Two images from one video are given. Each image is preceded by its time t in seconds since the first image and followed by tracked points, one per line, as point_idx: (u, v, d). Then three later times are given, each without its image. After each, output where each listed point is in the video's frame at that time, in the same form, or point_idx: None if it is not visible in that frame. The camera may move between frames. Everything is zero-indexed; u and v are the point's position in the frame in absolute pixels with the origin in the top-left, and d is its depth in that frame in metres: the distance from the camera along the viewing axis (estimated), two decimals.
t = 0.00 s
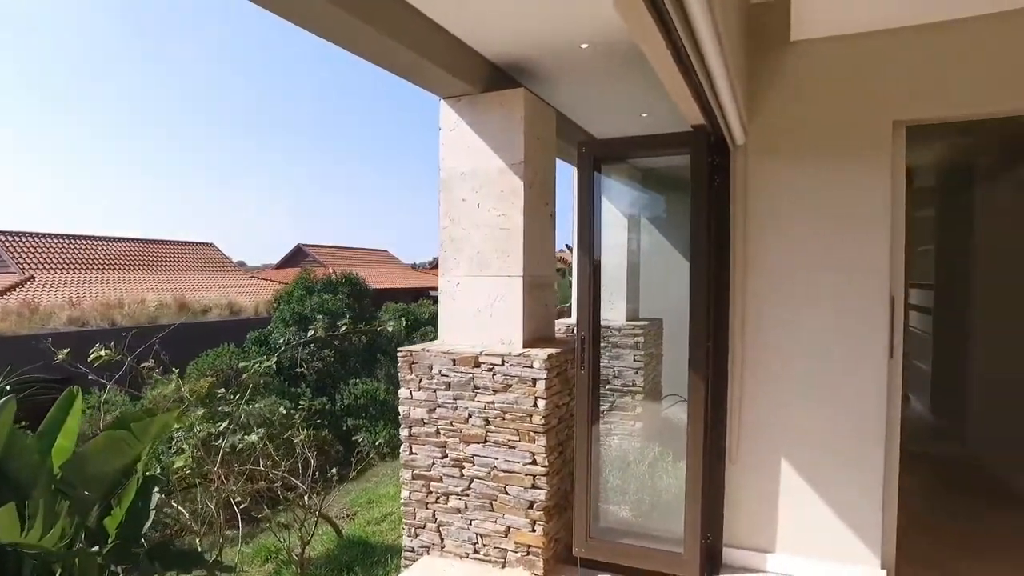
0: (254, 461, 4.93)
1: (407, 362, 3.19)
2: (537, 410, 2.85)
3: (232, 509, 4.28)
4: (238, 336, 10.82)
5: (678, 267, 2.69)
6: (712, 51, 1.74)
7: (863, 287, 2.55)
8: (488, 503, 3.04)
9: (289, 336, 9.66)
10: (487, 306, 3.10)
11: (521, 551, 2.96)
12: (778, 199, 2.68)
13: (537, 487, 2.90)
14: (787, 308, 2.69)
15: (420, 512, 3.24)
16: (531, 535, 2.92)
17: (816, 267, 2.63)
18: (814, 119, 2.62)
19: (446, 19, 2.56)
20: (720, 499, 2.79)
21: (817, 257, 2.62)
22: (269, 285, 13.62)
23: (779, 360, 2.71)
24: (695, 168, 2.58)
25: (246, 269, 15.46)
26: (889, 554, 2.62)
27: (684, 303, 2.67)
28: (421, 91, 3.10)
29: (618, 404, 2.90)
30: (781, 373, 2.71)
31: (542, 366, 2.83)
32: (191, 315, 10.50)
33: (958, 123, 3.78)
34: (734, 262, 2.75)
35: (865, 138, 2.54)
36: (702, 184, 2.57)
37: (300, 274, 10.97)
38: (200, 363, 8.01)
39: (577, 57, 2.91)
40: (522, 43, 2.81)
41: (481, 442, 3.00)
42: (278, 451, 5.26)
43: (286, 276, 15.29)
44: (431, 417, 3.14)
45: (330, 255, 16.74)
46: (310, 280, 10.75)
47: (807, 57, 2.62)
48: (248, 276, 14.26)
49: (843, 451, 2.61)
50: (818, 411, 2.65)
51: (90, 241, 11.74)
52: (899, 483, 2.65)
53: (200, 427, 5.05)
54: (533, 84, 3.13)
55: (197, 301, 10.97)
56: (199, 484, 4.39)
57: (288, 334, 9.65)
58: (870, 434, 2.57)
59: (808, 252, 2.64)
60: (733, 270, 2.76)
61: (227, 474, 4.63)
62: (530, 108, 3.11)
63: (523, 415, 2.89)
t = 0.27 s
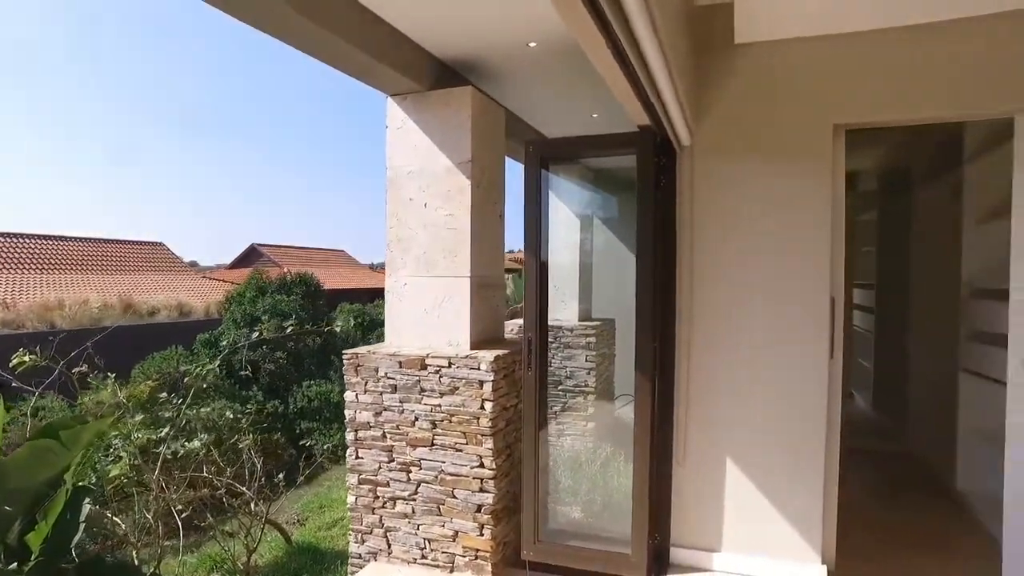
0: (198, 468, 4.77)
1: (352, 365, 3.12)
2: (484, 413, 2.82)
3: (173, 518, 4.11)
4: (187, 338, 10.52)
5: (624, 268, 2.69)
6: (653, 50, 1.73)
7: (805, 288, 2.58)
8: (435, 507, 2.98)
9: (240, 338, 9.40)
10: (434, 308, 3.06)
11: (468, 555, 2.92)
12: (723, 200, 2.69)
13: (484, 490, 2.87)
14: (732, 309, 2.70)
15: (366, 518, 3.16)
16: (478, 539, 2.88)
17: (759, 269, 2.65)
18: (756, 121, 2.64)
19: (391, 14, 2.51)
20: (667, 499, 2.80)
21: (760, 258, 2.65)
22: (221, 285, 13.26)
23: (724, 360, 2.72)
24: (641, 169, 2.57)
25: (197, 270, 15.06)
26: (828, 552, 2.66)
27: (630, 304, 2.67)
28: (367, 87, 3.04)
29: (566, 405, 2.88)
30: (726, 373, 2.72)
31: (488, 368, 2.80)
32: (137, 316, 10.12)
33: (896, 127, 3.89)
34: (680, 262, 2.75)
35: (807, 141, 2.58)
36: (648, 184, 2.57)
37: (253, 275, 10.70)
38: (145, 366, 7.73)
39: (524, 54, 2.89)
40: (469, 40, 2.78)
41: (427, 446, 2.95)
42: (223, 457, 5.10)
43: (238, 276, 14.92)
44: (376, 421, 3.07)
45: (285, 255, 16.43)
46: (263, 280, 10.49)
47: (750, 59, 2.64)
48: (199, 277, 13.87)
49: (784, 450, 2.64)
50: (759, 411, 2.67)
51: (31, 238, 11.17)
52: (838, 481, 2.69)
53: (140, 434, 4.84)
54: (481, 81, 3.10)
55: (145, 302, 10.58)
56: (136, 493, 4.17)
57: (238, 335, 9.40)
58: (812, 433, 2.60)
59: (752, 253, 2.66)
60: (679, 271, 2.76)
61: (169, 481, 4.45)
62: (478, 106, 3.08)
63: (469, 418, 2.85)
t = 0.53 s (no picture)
0: (133, 478, 4.50)
1: (293, 368, 3.02)
2: (427, 416, 2.76)
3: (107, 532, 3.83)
4: (130, 339, 10.05)
5: (569, 269, 2.66)
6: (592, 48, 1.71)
7: (748, 288, 2.60)
8: (379, 513, 2.90)
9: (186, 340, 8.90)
10: (377, 309, 2.98)
11: (413, 561, 2.85)
12: (667, 201, 2.69)
13: (428, 495, 2.80)
14: (676, 310, 2.70)
15: (309, 525, 3.06)
16: (423, 545, 2.82)
17: (704, 270, 2.65)
18: (699, 122, 2.63)
19: (330, 7, 2.44)
20: (613, 499, 2.78)
21: (704, 258, 2.65)
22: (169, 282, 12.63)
23: (669, 362, 2.71)
24: (585, 168, 2.55)
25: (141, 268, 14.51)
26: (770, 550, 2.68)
27: (575, 304, 2.64)
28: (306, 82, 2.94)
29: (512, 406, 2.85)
30: (671, 374, 2.71)
31: (431, 370, 2.75)
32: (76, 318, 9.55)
33: (837, 130, 3.96)
34: (626, 263, 2.73)
35: (746, 143, 2.59)
36: (592, 183, 2.54)
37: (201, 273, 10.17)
38: (82, 369, 7.41)
39: (469, 49, 2.85)
40: (411, 34, 2.72)
41: (370, 451, 2.87)
42: (161, 463, 4.85)
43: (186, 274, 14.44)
44: (319, 426, 2.98)
45: (235, 254, 15.97)
46: (212, 282, 9.98)
47: (692, 60, 2.64)
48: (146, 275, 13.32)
49: (727, 451, 2.65)
50: (702, 410, 2.67)
51: None
52: (781, 480, 2.72)
53: (68, 444, 4.48)
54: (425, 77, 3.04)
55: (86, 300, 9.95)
56: (63, 506, 3.87)
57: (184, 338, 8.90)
58: (755, 432, 2.62)
59: (696, 253, 2.66)
60: (624, 272, 2.74)
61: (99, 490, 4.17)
62: (421, 103, 3.01)
63: (412, 421, 2.79)
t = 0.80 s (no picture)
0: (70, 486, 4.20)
1: (238, 368, 2.90)
2: (377, 417, 2.69)
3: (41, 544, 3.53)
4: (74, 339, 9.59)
5: (523, 266, 2.62)
6: (539, 40, 1.66)
7: (700, 285, 2.59)
8: (328, 517, 2.81)
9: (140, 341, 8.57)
10: (325, 307, 2.90)
11: (363, 566, 2.77)
12: (621, 197, 2.66)
13: (379, 498, 2.73)
14: (630, 307, 2.67)
15: (255, 531, 2.94)
16: (374, 549, 2.74)
17: (657, 268, 2.63)
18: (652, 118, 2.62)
19: None
20: (566, 499, 2.74)
21: (656, 255, 2.63)
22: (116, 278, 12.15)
23: (623, 360, 2.69)
24: (536, 163, 2.51)
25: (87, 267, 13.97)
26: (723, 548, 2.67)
27: (527, 301, 2.60)
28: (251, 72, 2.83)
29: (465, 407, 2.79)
30: (623, 372, 2.69)
31: (381, 370, 2.68)
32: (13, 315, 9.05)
33: (791, 129, 3.99)
34: (579, 260, 2.70)
35: (698, 140, 2.58)
36: (544, 178, 2.51)
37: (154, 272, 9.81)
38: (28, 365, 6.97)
39: (420, 41, 2.78)
40: (360, 24, 2.64)
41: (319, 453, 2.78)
42: (101, 471, 4.56)
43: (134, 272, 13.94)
44: (265, 428, 2.87)
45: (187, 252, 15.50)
46: (166, 280, 9.67)
47: (645, 55, 2.62)
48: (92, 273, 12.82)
49: (680, 449, 2.63)
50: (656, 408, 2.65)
51: None
52: (734, 478, 2.71)
53: None
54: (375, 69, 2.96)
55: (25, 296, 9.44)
56: None
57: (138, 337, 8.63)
58: (707, 429, 2.61)
59: (649, 251, 2.64)
60: (577, 269, 2.71)
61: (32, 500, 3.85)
62: (372, 95, 2.93)
63: (362, 422, 2.71)
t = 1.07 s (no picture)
0: None
1: (169, 369, 2.73)
2: (317, 418, 2.56)
3: None
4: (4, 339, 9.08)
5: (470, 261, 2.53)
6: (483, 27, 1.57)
7: (650, 283, 2.54)
8: (266, 525, 2.67)
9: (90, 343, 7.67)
10: (263, 304, 2.76)
11: None
12: (571, 192, 2.59)
13: (320, 503, 2.60)
14: (579, 305, 2.60)
15: (187, 542, 2.78)
16: (314, 558, 2.61)
17: (607, 265, 2.57)
18: (602, 112, 2.56)
19: None
20: (514, 502, 2.66)
21: (606, 251, 2.57)
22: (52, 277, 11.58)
23: (573, 359, 2.61)
24: (483, 155, 2.43)
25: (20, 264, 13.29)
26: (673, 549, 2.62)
27: (474, 298, 2.51)
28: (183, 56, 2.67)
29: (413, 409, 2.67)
30: (573, 371, 2.61)
31: (322, 370, 2.56)
32: None
33: (744, 126, 3.98)
34: (527, 256, 2.62)
35: (648, 134, 2.53)
36: (490, 170, 2.42)
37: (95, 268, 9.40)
38: None
39: (363, 28, 2.66)
40: (300, 9, 2.52)
41: (256, 458, 2.64)
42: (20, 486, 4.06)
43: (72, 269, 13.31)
44: (198, 432, 2.71)
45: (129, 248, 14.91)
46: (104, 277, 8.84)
47: (596, 47, 2.55)
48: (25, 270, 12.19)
49: (630, 449, 2.58)
50: (606, 408, 2.59)
51: None
52: (685, 477, 2.67)
53: None
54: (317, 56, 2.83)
55: None
56: None
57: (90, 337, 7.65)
58: (657, 429, 2.55)
59: (599, 247, 2.58)
60: (525, 266, 2.63)
61: None
62: (314, 83, 2.81)
63: (302, 424, 2.59)
